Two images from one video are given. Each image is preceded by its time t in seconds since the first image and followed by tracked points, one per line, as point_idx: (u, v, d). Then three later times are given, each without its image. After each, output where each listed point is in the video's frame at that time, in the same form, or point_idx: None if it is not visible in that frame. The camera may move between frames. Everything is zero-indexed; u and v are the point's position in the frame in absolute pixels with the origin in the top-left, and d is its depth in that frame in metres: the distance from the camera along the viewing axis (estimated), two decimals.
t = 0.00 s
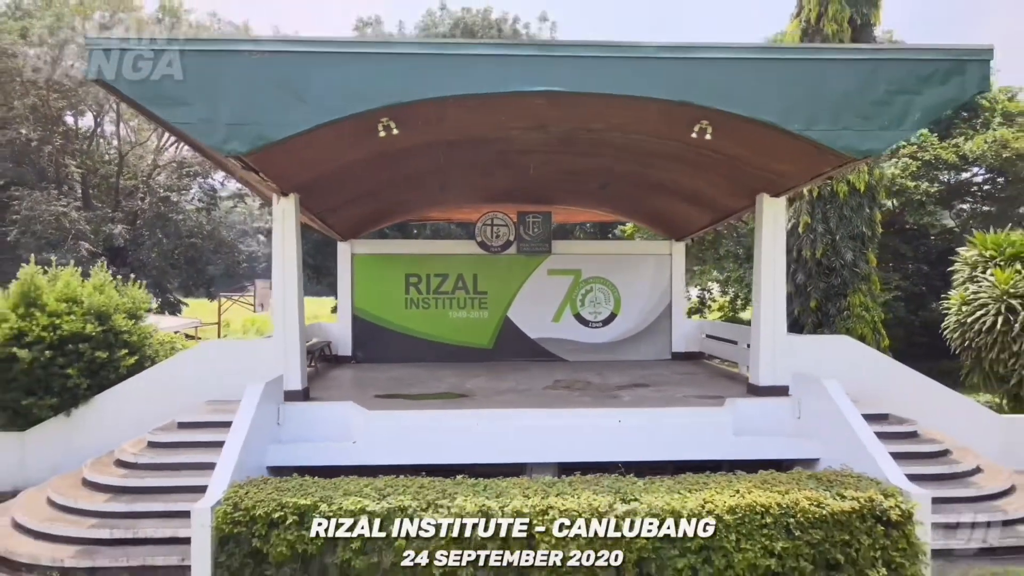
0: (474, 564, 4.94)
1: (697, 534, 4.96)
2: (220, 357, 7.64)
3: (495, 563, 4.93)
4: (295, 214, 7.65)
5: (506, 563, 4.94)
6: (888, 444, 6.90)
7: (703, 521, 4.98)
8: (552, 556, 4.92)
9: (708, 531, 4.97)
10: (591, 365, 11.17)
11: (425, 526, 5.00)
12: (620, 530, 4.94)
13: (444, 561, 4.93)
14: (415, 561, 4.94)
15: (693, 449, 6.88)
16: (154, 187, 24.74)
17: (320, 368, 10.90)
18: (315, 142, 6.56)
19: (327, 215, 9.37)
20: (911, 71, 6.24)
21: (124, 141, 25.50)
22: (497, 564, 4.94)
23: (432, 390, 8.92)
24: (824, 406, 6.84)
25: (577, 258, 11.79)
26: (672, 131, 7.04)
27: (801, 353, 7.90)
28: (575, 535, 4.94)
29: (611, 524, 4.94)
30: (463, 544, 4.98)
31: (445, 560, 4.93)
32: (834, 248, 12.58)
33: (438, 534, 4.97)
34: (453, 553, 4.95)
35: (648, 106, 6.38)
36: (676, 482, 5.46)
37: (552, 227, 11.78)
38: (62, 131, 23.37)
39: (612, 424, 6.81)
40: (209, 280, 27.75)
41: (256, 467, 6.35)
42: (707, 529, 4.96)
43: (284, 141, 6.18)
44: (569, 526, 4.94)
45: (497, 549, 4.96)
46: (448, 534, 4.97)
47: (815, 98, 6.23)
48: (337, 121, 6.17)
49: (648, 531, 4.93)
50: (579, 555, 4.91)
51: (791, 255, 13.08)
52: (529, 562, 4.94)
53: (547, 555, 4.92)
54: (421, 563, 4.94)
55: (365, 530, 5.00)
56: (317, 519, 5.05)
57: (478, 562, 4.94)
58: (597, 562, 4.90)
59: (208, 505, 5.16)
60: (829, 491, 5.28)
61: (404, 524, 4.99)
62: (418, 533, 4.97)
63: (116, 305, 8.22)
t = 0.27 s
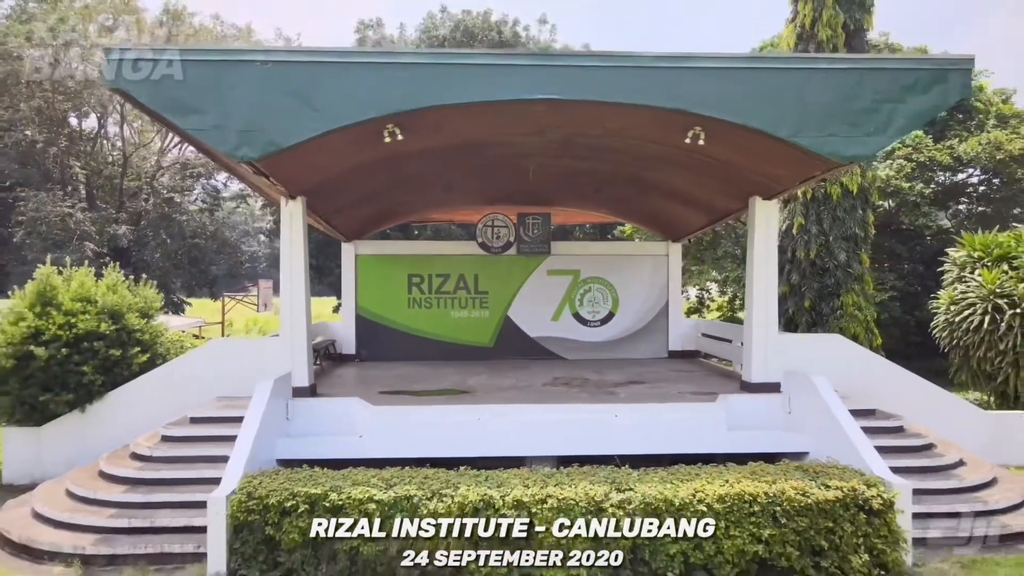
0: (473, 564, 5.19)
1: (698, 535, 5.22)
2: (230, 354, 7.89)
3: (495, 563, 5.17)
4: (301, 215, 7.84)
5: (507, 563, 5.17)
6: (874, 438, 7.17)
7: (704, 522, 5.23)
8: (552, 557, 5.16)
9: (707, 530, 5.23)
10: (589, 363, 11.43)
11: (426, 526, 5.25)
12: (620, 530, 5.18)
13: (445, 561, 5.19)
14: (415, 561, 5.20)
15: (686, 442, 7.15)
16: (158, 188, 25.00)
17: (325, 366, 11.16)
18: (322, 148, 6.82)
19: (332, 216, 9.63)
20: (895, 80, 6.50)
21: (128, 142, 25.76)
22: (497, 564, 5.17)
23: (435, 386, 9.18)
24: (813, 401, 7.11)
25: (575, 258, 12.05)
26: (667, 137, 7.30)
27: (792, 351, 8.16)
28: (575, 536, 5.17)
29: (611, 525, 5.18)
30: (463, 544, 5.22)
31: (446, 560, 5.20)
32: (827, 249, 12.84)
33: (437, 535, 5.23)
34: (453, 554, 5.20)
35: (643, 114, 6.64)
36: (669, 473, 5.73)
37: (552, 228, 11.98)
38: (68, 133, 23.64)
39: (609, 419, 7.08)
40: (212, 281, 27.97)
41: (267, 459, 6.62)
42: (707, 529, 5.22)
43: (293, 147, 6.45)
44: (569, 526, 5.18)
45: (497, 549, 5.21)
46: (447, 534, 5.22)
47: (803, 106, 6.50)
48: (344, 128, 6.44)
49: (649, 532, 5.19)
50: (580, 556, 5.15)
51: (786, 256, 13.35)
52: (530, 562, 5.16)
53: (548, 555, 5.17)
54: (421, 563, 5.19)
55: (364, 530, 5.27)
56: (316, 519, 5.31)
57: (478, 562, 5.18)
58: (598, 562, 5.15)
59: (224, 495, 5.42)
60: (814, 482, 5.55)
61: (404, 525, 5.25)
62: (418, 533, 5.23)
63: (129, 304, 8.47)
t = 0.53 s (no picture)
0: (474, 563, 5.52)
1: (699, 535, 5.50)
2: (239, 352, 8.16)
3: (496, 562, 5.48)
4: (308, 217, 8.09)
5: (506, 562, 5.48)
6: (861, 433, 7.45)
7: (704, 522, 5.51)
8: (552, 556, 5.46)
9: (708, 531, 5.50)
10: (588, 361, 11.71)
11: (425, 527, 5.54)
12: (621, 530, 5.47)
13: (445, 561, 5.53)
14: (415, 561, 5.54)
15: (681, 437, 7.42)
16: (161, 189, 25.26)
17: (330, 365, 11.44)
18: (329, 153, 7.08)
19: (337, 219, 9.89)
20: (881, 88, 6.77)
21: (131, 144, 26.03)
22: (498, 563, 5.49)
23: (438, 383, 9.45)
24: (803, 397, 7.37)
25: (574, 259, 12.32)
26: (662, 142, 7.56)
27: (784, 349, 8.42)
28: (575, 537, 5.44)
29: (612, 525, 5.46)
30: (463, 545, 5.52)
31: (446, 560, 5.54)
32: (821, 250, 13.11)
33: (437, 535, 5.53)
34: (453, 554, 5.52)
35: (638, 120, 6.91)
36: (663, 465, 6.00)
37: (551, 229, 12.23)
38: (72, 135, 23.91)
39: (606, 414, 7.35)
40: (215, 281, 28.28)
41: (277, 452, 6.88)
42: (707, 529, 5.50)
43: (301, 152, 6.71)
44: (569, 527, 5.46)
45: (498, 549, 5.52)
46: (446, 535, 5.52)
47: (793, 113, 6.77)
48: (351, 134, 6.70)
49: (649, 532, 5.48)
50: (579, 556, 5.45)
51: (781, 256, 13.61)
52: (529, 561, 5.48)
53: (547, 554, 5.47)
54: (420, 563, 5.54)
55: (364, 530, 5.56)
56: (316, 519, 5.58)
57: (479, 562, 5.50)
58: (597, 561, 5.45)
59: (238, 485, 5.66)
60: (801, 472, 5.81)
61: (404, 525, 5.54)
62: (418, 533, 5.52)
63: (141, 304, 8.72)
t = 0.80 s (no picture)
0: (475, 563, 5.74)
1: (698, 535, 5.82)
2: (249, 349, 8.47)
3: (496, 562, 5.72)
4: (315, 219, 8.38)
5: (506, 563, 5.72)
6: (847, 427, 7.76)
7: (703, 522, 5.83)
8: (551, 556, 5.72)
9: (708, 530, 5.82)
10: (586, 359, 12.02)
11: (426, 527, 5.85)
12: (622, 530, 5.79)
13: (445, 561, 5.75)
14: (415, 561, 5.75)
15: (674, 430, 7.73)
16: (166, 189, 25.57)
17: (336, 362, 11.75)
18: (338, 158, 7.39)
19: (342, 220, 10.19)
20: (866, 97, 7.07)
21: (136, 145, 26.33)
22: (498, 563, 5.72)
23: (440, 380, 9.77)
24: (791, 392, 7.68)
25: (573, 259, 12.62)
26: (657, 148, 7.87)
27: (775, 347, 8.73)
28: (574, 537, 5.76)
29: (612, 525, 5.78)
30: (465, 545, 5.83)
31: (447, 560, 5.76)
32: (814, 250, 13.42)
33: (436, 535, 5.84)
34: (453, 555, 5.78)
35: (634, 127, 7.22)
36: (656, 456, 6.31)
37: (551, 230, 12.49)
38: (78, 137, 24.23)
39: (602, 409, 7.66)
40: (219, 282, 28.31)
41: (287, 444, 7.20)
42: (706, 529, 5.81)
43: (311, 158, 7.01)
44: (569, 527, 5.77)
45: (499, 549, 5.79)
46: (446, 535, 5.84)
47: (781, 121, 7.08)
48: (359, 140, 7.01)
49: (649, 532, 5.79)
50: (579, 556, 5.73)
51: (775, 257, 13.92)
52: (530, 562, 5.71)
53: (547, 555, 5.73)
54: (422, 563, 5.74)
55: (365, 530, 5.87)
56: (316, 520, 5.89)
57: (478, 562, 5.74)
58: (596, 561, 5.71)
59: (253, 476, 5.97)
60: (787, 463, 6.12)
61: (405, 525, 5.85)
62: (418, 533, 5.84)
63: (155, 303, 9.01)
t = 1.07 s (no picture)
0: (473, 565, 5.77)
1: (698, 535, 6.06)
2: (257, 346, 8.75)
3: (496, 563, 5.79)
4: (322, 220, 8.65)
5: (507, 563, 5.76)
6: (836, 422, 8.03)
7: (704, 523, 6.09)
8: (552, 559, 5.81)
9: (707, 531, 6.07)
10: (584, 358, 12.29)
11: (426, 527, 6.12)
12: (623, 530, 6.07)
13: (446, 562, 5.77)
14: (416, 561, 5.75)
15: (669, 426, 8.00)
16: (169, 190, 25.84)
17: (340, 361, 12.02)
18: (345, 163, 7.66)
19: (347, 222, 10.45)
20: (853, 103, 7.34)
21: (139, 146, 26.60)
22: (498, 564, 5.76)
23: (442, 378, 10.03)
24: (783, 389, 7.94)
25: (572, 260, 12.89)
26: (653, 152, 8.13)
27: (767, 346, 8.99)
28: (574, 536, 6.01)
29: (612, 526, 6.04)
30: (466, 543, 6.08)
31: (447, 561, 5.78)
32: (809, 251, 13.69)
33: (436, 535, 6.10)
34: (454, 557, 5.84)
35: (630, 133, 7.48)
36: (651, 449, 6.57)
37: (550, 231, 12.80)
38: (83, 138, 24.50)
39: (599, 405, 7.93)
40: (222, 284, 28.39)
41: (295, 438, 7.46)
42: (706, 530, 6.07)
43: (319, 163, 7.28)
44: (569, 527, 6.02)
45: (500, 551, 5.93)
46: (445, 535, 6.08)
47: (772, 127, 7.35)
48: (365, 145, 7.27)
49: (649, 532, 6.06)
50: (581, 558, 5.81)
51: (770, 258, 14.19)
52: (531, 563, 5.77)
53: (548, 557, 5.84)
54: (425, 563, 5.74)
55: (365, 531, 6.12)
56: (316, 520, 6.19)
57: (478, 563, 5.79)
58: (599, 562, 5.75)
59: (264, 467, 6.22)
60: (775, 455, 6.39)
61: (404, 525, 6.12)
62: (417, 534, 6.11)
63: (165, 303, 9.29)
